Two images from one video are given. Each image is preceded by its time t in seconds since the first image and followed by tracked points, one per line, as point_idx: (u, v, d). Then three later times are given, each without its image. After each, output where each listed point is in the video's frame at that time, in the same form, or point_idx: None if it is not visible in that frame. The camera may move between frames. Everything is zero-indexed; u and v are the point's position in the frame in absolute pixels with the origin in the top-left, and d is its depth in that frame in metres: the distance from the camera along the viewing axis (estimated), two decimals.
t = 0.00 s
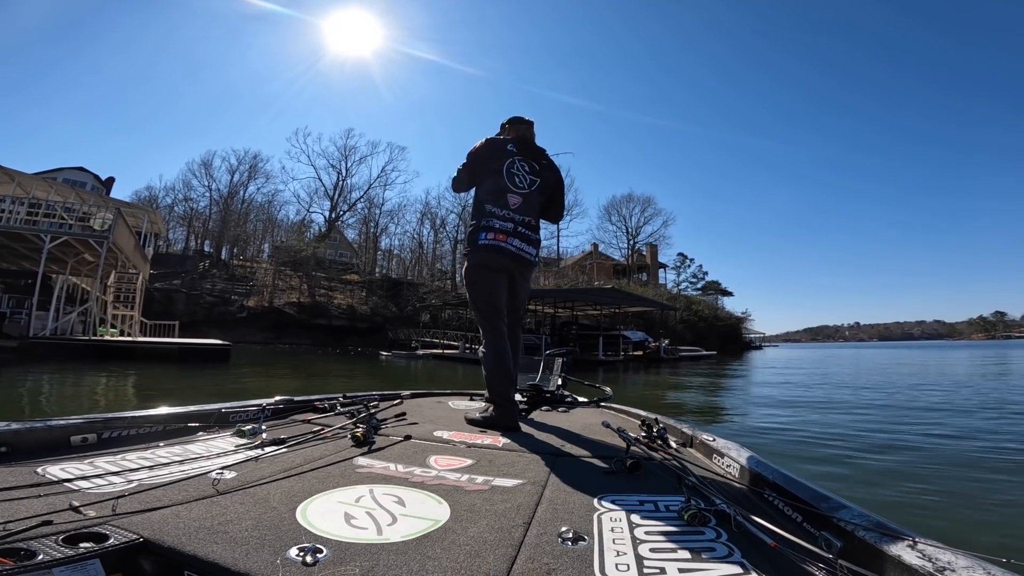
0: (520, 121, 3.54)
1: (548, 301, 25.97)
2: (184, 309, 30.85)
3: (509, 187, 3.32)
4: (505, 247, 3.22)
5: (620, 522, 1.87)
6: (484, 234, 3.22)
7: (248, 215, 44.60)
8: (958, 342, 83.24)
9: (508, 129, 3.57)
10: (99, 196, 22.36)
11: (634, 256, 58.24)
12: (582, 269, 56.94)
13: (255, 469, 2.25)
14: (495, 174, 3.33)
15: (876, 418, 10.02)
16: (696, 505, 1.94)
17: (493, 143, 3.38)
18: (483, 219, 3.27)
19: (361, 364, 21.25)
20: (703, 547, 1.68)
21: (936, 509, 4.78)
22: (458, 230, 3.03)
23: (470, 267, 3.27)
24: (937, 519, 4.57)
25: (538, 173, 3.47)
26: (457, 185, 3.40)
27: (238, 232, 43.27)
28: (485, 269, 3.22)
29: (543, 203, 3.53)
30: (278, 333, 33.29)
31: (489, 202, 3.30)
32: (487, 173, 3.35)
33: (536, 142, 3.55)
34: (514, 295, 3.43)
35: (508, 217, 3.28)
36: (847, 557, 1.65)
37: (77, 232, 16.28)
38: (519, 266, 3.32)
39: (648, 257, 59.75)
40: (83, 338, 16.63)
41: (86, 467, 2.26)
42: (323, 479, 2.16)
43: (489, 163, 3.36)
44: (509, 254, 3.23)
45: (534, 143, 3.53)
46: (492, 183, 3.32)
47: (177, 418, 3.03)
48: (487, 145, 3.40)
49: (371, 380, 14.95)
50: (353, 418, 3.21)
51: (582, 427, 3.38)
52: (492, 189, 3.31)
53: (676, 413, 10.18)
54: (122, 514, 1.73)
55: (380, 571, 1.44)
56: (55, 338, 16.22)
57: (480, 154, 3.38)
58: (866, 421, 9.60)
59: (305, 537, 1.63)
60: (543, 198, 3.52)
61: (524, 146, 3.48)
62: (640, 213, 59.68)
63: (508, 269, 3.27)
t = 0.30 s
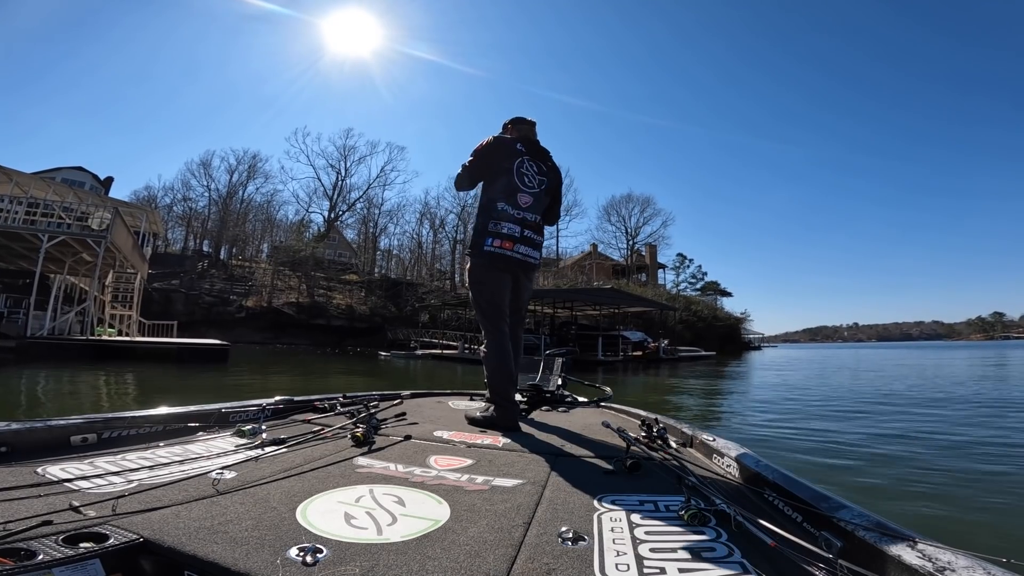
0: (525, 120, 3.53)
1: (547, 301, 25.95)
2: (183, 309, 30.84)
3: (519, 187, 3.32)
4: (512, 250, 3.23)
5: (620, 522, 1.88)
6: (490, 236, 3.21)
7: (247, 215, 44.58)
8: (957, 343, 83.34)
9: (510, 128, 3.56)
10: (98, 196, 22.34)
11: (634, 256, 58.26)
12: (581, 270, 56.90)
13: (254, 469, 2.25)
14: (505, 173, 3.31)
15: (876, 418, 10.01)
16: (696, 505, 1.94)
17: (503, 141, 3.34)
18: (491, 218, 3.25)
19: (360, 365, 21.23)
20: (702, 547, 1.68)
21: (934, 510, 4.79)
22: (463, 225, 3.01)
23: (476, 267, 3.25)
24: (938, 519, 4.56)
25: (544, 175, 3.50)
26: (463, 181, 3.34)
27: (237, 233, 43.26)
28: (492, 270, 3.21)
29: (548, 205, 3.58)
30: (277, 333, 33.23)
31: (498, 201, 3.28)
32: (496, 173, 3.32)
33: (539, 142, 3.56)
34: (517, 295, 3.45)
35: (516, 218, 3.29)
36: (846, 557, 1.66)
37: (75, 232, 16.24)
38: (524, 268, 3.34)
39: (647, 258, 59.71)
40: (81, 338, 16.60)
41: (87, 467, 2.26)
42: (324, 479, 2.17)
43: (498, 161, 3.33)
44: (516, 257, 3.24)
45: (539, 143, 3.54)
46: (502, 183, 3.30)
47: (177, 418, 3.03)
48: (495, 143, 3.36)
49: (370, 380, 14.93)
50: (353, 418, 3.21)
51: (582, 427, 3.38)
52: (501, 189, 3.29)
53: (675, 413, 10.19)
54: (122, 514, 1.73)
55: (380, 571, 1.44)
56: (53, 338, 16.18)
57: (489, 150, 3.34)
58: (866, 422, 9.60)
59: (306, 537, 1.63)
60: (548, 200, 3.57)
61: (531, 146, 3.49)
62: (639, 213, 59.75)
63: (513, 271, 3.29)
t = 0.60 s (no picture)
0: (530, 121, 3.53)
1: (546, 302, 25.95)
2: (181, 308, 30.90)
3: (523, 186, 3.32)
4: (512, 251, 3.23)
5: (620, 522, 1.87)
6: (491, 235, 3.21)
7: (246, 215, 44.63)
8: (956, 344, 83.22)
9: (516, 128, 3.56)
10: (96, 195, 22.38)
11: (633, 256, 58.26)
12: (580, 270, 56.91)
13: (254, 470, 2.25)
14: (508, 171, 3.31)
15: (874, 419, 10.02)
16: (695, 505, 1.94)
17: (507, 141, 3.34)
18: (493, 217, 3.25)
19: (358, 364, 21.23)
20: (702, 546, 1.68)
21: (934, 510, 4.79)
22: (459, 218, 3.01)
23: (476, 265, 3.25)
24: (938, 519, 4.57)
25: (548, 175, 3.49)
26: (467, 178, 3.34)
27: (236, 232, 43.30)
28: (493, 269, 3.21)
29: (551, 205, 3.57)
30: (275, 333, 33.30)
31: (500, 200, 3.28)
32: (500, 171, 3.32)
33: (544, 143, 3.56)
34: (517, 296, 3.44)
35: (518, 218, 3.29)
36: (846, 557, 1.65)
37: (74, 231, 16.24)
38: (525, 268, 3.34)
39: (646, 258, 59.66)
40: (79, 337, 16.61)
41: (86, 467, 2.26)
42: (324, 479, 2.17)
43: (502, 159, 3.33)
44: (516, 257, 3.24)
45: (545, 144, 3.54)
46: (506, 181, 3.30)
47: (177, 418, 3.03)
48: (500, 142, 3.35)
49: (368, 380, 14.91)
50: (352, 418, 3.20)
51: (582, 426, 3.38)
52: (505, 187, 3.29)
53: (675, 414, 10.20)
54: (123, 514, 1.73)
55: (379, 571, 1.44)
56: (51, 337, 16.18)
57: (493, 148, 3.34)
58: (864, 423, 9.60)
59: (305, 537, 1.63)
60: (552, 200, 3.56)
61: (536, 147, 3.49)
62: (639, 214, 59.74)
63: (515, 270, 3.28)
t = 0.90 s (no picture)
0: (530, 120, 3.53)
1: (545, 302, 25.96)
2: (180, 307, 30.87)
3: (519, 185, 3.32)
4: (512, 248, 3.22)
5: (620, 522, 1.88)
6: (491, 231, 3.20)
7: (244, 215, 44.60)
8: (953, 344, 83.37)
9: (516, 128, 3.56)
10: (94, 194, 22.35)
11: (632, 257, 58.32)
12: (579, 270, 56.97)
13: (254, 470, 2.25)
14: (506, 170, 3.32)
15: (872, 420, 10.05)
16: (696, 506, 1.94)
17: (505, 140, 3.35)
18: (492, 214, 3.25)
19: (357, 365, 21.20)
20: (704, 547, 1.68)
21: (933, 510, 4.80)
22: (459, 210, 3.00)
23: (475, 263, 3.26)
24: (936, 519, 4.58)
25: (547, 173, 3.48)
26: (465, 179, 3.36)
27: (235, 232, 43.27)
28: (492, 268, 3.21)
29: (550, 203, 3.56)
30: (274, 333, 33.29)
31: (498, 198, 3.28)
32: (499, 169, 3.33)
33: (544, 142, 3.55)
34: (517, 295, 3.44)
35: (516, 216, 3.28)
36: (846, 556, 1.65)
37: (71, 230, 16.21)
38: (524, 267, 3.34)
39: (645, 258, 59.73)
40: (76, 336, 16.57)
41: (86, 467, 2.26)
42: (324, 478, 2.17)
43: (499, 159, 3.34)
44: (516, 255, 3.24)
45: (544, 143, 3.54)
46: (502, 179, 3.30)
47: (177, 418, 3.03)
48: (498, 142, 3.37)
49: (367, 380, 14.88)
50: (352, 418, 3.20)
51: (582, 426, 3.38)
52: (502, 185, 3.29)
53: (673, 414, 10.22)
54: (123, 514, 1.73)
55: (380, 571, 1.44)
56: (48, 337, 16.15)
57: (491, 148, 3.36)
58: (862, 423, 9.61)
59: (305, 537, 1.63)
60: (551, 198, 3.54)
61: (535, 145, 3.48)
62: (637, 214, 59.80)
63: (515, 268, 3.28)
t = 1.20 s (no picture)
0: (527, 119, 3.52)
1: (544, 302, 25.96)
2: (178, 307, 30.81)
3: (515, 184, 3.32)
4: (511, 246, 3.23)
5: (620, 522, 1.87)
6: (490, 231, 3.21)
7: (242, 214, 44.58)
8: (951, 344, 83.54)
9: (514, 126, 3.55)
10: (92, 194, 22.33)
11: (630, 257, 58.39)
12: (577, 271, 56.99)
13: (255, 469, 2.25)
14: (501, 170, 3.32)
15: (869, 419, 10.07)
16: (696, 505, 1.94)
17: (501, 140, 3.36)
18: (490, 214, 3.25)
19: (356, 365, 21.16)
20: (704, 547, 1.68)
21: (931, 510, 4.82)
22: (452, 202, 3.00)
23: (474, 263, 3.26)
24: (935, 519, 4.59)
25: (543, 173, 3.47)
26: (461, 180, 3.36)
27: (233, 232, 43.23)
28: (490, 267, 3.21)
29: (548, 202, 3.54)
30: (272, 333, 33.30)
31: (495, 197, 3.28)
32: (494, 170, 3.34)
33: (541, 140, 3.54)
34: (516, 295, 3.44)
35: (513, 215, 3.29)
36: (846, 556, 1.65)
37: (68, 230, 16.20)
38: (523, 267, 3.35)
39: (644, 258, 59.81)
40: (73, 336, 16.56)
41: (86, 467, 2.26)
42: (324, 479, 2.17)
43: (495, 159, 3.35)
44: (514, 254, 3.24)
45: (541, 141, 3.53)
46: (498, 179, 3.31)
47: (177, 418, 3.03)
48: (494, 141, 3.38)
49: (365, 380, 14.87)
50: (353, 418, 3.21)
51: (582, 426, 3.38)
52: (497, 185, 3.30)
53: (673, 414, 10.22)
54: (122, 514, 1.73)
55: (380, 571, 1.44)
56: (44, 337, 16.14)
57: (486, 148, 3.37)
58: (859, 424, 9.63)
59: (305, 537, 1.63)
60: (549, 196, 3.53)
61: (532, 145, 3.47)
62: (636, 214, 59.90)
63: (514, 266, 3.28)
